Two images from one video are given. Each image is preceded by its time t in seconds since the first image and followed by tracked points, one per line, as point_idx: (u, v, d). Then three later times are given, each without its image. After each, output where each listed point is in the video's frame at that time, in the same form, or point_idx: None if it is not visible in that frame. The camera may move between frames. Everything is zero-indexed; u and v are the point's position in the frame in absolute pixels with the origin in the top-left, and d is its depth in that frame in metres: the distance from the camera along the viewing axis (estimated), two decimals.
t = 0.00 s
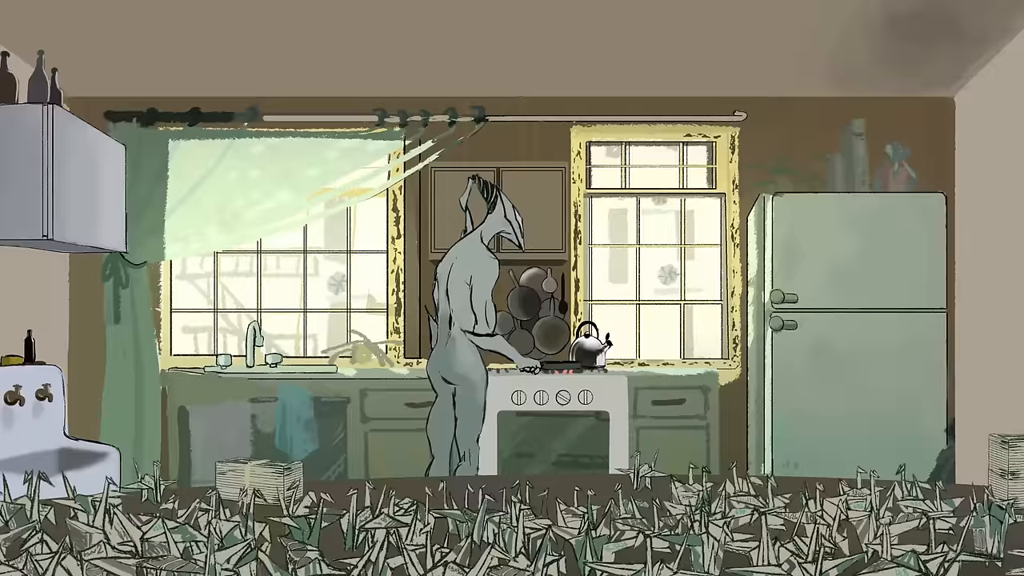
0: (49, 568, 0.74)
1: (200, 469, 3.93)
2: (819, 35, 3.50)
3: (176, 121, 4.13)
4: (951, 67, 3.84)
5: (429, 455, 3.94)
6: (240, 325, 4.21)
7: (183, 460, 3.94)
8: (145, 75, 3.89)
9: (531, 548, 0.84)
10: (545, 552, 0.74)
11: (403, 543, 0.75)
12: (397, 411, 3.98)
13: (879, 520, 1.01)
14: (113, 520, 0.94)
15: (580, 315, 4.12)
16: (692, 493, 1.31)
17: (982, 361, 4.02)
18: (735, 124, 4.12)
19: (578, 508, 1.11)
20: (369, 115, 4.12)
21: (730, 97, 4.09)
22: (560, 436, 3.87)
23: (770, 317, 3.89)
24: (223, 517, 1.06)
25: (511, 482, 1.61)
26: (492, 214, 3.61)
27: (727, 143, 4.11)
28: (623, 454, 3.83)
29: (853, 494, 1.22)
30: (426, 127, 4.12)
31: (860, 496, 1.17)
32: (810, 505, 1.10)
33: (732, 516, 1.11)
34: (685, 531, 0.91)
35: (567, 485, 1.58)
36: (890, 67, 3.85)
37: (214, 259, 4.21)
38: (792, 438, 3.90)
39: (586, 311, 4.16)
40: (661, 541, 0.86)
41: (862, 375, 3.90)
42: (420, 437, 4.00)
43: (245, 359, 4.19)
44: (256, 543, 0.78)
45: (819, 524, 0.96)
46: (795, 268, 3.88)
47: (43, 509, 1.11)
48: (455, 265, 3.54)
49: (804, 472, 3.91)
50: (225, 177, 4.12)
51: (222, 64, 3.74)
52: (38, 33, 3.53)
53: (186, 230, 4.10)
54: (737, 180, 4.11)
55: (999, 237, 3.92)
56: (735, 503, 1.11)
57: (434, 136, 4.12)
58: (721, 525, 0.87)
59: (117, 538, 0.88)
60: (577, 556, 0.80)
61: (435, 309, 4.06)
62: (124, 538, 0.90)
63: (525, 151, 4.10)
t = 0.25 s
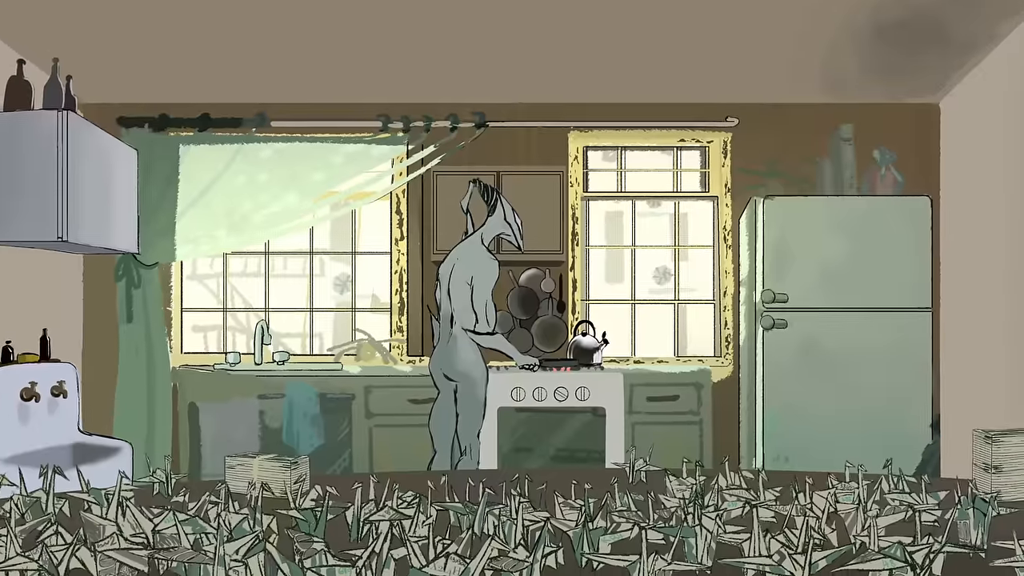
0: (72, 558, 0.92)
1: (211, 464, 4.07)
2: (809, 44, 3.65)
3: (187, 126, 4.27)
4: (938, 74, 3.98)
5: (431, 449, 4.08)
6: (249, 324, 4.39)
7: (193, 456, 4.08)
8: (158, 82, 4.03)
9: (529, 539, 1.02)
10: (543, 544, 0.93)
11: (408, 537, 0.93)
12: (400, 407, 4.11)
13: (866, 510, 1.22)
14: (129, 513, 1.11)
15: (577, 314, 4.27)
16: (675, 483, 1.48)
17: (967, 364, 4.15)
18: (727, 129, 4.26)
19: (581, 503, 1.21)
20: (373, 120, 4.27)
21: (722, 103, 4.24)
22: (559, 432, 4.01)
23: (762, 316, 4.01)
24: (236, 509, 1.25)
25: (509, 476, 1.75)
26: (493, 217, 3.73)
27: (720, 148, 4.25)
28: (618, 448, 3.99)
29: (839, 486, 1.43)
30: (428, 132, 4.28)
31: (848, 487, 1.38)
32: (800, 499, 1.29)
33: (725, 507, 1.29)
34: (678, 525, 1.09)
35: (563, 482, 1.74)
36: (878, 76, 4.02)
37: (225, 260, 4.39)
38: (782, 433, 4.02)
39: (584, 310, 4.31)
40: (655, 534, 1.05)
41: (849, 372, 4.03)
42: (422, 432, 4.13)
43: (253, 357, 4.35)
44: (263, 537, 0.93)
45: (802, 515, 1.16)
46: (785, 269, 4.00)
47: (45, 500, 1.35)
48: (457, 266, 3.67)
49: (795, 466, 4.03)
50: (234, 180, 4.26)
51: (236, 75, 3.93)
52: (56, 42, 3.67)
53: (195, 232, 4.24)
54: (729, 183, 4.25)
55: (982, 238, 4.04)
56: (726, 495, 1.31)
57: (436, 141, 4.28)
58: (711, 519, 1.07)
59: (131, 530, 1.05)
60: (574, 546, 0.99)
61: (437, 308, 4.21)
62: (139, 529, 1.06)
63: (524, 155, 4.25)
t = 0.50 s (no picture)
0: (88, 548, 0.93)
1: (221, 458, 4.23)
2: (796, 54, 3.83)
3: (198, 132, 4.46)
4: (920, 81, 4.20)
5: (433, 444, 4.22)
6: (257, 323, 4.57)
7: (204, 448, 4.25)
8: (172, 90, 4.20)
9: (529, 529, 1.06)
10: (541, 535, 0.97)
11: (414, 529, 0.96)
12: (404, 402, 4.27)
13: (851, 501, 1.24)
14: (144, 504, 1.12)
15: (574, 314, 4.46)
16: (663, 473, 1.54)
17: (947, 354, 4.40)
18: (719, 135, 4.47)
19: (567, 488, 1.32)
20: (378, 126, 4.45)
21: (712, 110, 4.43)
22: (556, 426, 4.16)
23: (752, 315, 4.18)
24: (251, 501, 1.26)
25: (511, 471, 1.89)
26: (494, 220, 3.89)
27: (711, 154, 4.46)
28: (614, 442, 4.14)
29: (825, 480, 1.45)
30: (431, 138, 4.45)
31: (833, 480, 1.42)
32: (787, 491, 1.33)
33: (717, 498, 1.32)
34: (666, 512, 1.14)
35: (560, 474, 1.90)
36: (862, 83, 4.20)
37: (234, 261, 4.55)
38: (771, 428, 4.19)
39: (581, 309, 4.49)
40: (650, 521, 1.06)
41: (837, 369, 4.18)
42: (426, 427, 4.28)
43: (262, 354, 4.53)
44: (271, 528, 0.95)
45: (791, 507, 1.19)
46: (774, 270, 4.16)
47: (62, 493, 1.34)
48: (459, 267, 3.83)
49: (784, 460, 4.21)
50: (244, 185, 4.45)
51: (248, 84, 4.11)
52: (77, 52, 3.84)
53: (207, 234, 4.42)
54: (720, 188, 4.45)
55: (962, 242, 4.27)
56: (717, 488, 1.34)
57: (438, 147, 4.45)
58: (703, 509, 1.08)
59: (145, 521, 1.05)
60: (572, 537, 1.03)
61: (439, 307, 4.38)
62: (152, 520, 1.05)
63: (523, 160, 4.44)
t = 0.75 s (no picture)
0: (103, 538, 1.07)
1: (231, 452, 4.41)
2: (785, 63, 4.00)
3: (209, 138, 4.64)
4: (905, 89, 4.37)
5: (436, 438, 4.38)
6: (266, 321, 4.76)
7: (215, 443, 4.42)
8: (184, 99, 4.40)
9: (528, 522, 1.18)
10: (541, 527, 1.08)
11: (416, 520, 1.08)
12: (407, 398, 4.42)
13: (838, 494, 1.36)
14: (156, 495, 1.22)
15: (571, 313, 4.63)
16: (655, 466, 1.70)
17: (933, 348, 4.61)
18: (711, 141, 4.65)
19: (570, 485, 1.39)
20: (383, 132, 4.63)
21: (704, 116, 4.60)
22: (554, 421, 4.32)
23: (743, 314, 4.35)
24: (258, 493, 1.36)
25: (512, 465, 2.04)
26: (494, 221, 4.02)
27: (703, 159, 4.64)
28: (610, 437, 4.30)
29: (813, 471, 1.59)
30: (433, 143, 4.62)
31: (819, 473, 1.55)
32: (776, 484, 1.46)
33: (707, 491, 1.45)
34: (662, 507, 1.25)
35: (558, 467, 2.06)
36: (849, 91, 4.37)
37: (243, 263, 4.75)
38: (762, 424, 4.34)
39: (578, 309, 4.67)
40: (645, 515, 1.19)
41: (824, 367, 4.35)
42: (428, 422, 4.43)
43: (270, 352, 4.70)
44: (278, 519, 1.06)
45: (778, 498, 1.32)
46: (764, 271, 4.32)
47: (77, 485, 1.46)
48: (460, 268, 4.00)
49: (773, 454, 4.35)
50: (253, 189, 4.62)
51: (258, 91, 4.29)
52: (94, 61, 4.01)
53: (218, 235, 4.61)
54: (711, 192, 4.63)
55: (944, 245, 4.46)
56: (710, 480, 1.48)
57: (441, 152, 4.62)
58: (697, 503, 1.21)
59: (157, 512, 1.16)
60: (570, 528, 1.14)
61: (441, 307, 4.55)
62: (164, 511, 1.17)
63: (522, 165, 4.62)
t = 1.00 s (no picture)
0: (116, 531, 1.12)
1: (239, 446, 4.57)
2: (775, 70, 4.14)
3: (218, 143, 4.79)
4: (892, 95, 4.52)
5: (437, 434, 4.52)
6: (273, 320, 4.92)
7: (224, 438, 4.57)
8: (194, 104, 4.54)
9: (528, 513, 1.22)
10: (538, 519, 1.10)
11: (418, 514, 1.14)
12: (410, 395, 4.56)
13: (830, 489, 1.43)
14: (166, 490, 1.28)
15: (570, 312, 4.77)
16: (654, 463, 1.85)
17: (919, 346, 4.77)
18: (705, 146, 4.78)
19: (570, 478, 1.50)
20: (386, 137, 4.77)
21: (697, 122, 4.75)
22: (553, 417, 4.45)
23: (735, 313, 4.48)
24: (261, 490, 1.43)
25: (513, 459, 2.17)
26: (495, 224, 4.17)
27: (697, 162, 4.79)
28: (607, 432, 4.43)
29: (804, 467, 1.70)
30: (435, 148, 4.78)
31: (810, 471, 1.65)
32: (767, 478, 1.58)
33: (701, 485, 1.54)
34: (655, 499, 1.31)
35: (555, 461, 2.20)
36: (838, 97, 4.52)
37: (251, 263, 4.92)
38: (754, 419, 4.47)
39: (575, 308, 4.81)
40: (640, 509, 1.25)
41: (814, 364, 4.48)
42: (430, 418, 4.57)
43: (277, 350, 4.86)
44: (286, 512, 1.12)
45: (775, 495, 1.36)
46: (756, 271, 4.45)
47: (88, 480, 1.53)
48: (461, 269, 4.12)
49: (765, 448, 4.48)
50: (260, 192, 4.76)
51: (266, 97, 4.43)
52: (107, 67, 4.15)
53: (226, 237, 4.75)
54: (706, 195, 4.77)
55: (930, 247, 4.62)
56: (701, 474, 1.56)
57: (443, 156, 4.78)
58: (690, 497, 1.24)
59: (167, 505, 1.23)
60: (567, 520, 1.21)
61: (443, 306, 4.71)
62: (174, 505, 1.24)
63: (521, 169, 4.76)
